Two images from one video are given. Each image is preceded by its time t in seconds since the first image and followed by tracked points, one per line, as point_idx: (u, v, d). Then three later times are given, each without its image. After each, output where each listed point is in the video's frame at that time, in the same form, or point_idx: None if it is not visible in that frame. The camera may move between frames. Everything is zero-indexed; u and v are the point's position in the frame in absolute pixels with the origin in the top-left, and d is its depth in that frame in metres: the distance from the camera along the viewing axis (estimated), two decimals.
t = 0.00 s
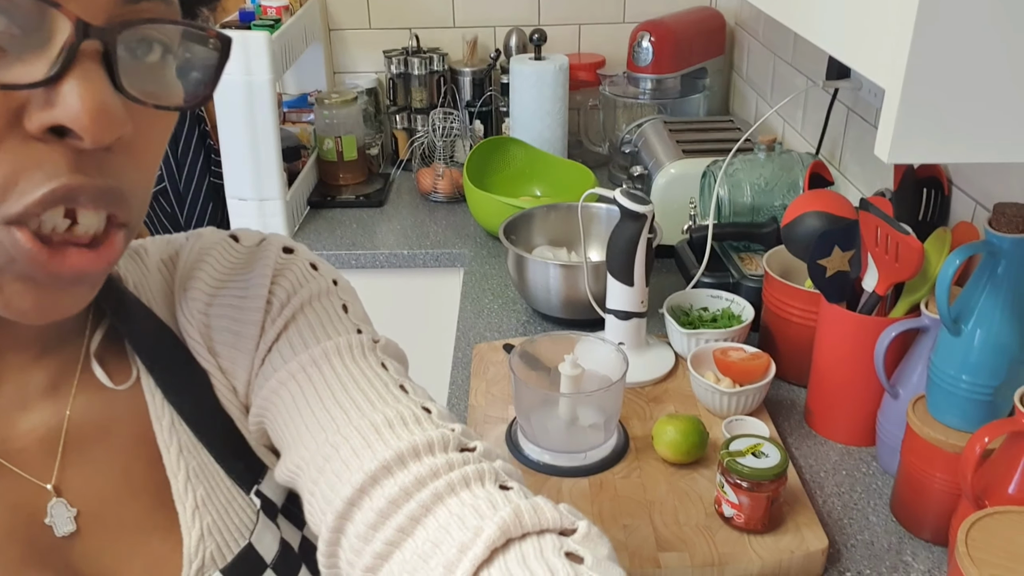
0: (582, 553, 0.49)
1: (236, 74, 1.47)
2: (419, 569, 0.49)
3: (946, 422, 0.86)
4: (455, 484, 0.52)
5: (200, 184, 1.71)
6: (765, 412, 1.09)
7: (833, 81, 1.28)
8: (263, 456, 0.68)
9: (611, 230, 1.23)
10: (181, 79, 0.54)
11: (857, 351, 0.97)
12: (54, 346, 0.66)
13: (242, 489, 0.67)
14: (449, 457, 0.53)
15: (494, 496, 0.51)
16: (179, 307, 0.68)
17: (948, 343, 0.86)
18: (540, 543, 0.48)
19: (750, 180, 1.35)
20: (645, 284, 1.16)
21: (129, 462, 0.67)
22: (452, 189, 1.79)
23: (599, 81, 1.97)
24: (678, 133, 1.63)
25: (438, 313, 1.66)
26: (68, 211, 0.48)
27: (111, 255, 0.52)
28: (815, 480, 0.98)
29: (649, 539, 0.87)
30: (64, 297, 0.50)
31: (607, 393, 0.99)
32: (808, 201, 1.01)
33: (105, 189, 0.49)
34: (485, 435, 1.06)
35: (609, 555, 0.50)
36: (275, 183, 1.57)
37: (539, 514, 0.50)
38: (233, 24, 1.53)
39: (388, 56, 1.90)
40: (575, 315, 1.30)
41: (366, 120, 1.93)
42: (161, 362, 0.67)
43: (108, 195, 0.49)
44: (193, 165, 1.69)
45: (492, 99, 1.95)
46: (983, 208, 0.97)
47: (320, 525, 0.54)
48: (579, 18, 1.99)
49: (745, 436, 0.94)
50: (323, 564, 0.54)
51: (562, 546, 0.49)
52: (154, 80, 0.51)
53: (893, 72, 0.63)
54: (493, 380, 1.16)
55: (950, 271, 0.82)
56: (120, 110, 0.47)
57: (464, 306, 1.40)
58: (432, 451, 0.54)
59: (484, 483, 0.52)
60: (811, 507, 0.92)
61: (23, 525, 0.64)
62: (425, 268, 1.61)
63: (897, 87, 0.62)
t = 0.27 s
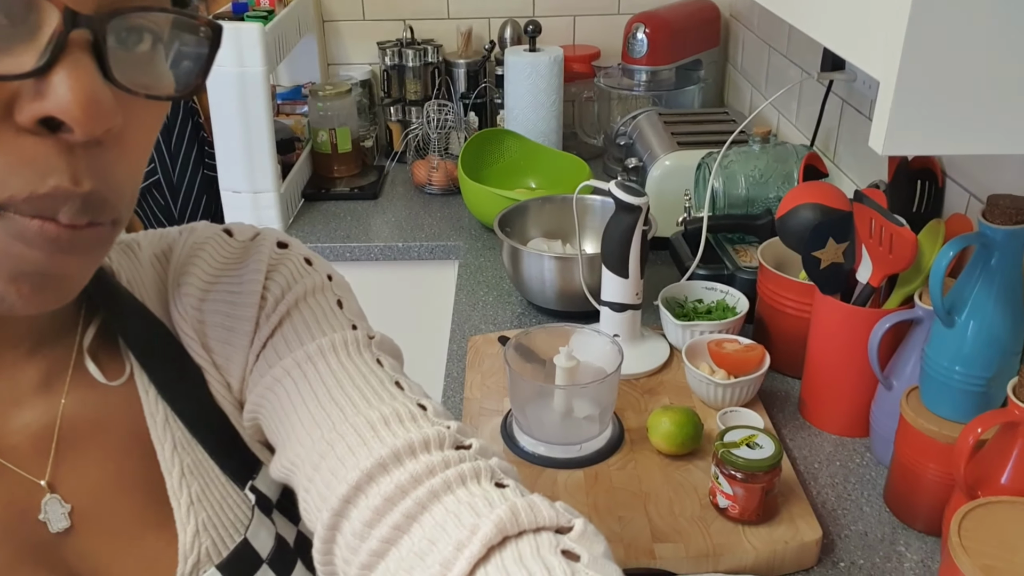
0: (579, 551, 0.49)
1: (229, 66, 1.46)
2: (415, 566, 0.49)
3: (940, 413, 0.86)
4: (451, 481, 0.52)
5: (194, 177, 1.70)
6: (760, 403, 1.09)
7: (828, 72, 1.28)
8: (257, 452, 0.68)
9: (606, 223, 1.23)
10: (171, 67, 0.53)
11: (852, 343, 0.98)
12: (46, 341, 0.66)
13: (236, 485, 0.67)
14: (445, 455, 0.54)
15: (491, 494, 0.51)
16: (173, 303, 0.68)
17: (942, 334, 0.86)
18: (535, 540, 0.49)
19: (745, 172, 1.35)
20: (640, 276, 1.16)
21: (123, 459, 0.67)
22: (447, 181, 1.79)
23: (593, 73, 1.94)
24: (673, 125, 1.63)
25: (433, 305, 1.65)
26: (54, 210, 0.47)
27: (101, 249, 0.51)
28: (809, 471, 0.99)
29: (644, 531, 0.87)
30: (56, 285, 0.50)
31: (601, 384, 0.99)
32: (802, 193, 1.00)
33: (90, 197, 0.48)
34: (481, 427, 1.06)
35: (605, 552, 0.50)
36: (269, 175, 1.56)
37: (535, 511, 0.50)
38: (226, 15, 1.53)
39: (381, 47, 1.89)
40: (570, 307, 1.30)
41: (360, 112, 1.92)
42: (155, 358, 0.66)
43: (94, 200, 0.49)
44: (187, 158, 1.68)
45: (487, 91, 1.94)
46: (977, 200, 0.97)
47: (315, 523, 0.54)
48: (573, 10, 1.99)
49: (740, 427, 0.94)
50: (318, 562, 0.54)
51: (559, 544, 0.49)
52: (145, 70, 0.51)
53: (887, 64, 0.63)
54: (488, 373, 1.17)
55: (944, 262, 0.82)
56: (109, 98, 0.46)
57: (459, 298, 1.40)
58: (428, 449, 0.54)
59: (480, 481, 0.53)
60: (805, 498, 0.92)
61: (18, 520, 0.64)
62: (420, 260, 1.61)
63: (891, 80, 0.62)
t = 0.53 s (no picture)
0: (576, 552, 0.49)
1: (224, 59, 1.45)
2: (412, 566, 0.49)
3: (936, 407, 0.86)
4: (448, 480, 0.52)
5: (189, 170, 1.70)
6: (756, 397, 1.09)
7: (824, 66, 1.28)
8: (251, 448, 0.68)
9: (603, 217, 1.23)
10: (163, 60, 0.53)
11: (849, 337, 0.98)
12: (38, 337, 0.65)
13: (230, 482, 0.66)
14: (441, 453, 0.53)
15: (488, 494, 0.51)
16: (166, 298, 0.68)
17: (938, 328, 0.86)
18: (533, 540, 0.49)
19: (741, 165, 1.35)
20: (636, 270, 1.16)
21: (117, 454, 0.67)
22: (443, 174, 1.78)
23: (589, 67, 1.96)
24: (670, 118, 1.63)
25: (429, 299, 1.65)
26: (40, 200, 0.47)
27: (90, 243, 0.51)
28: (805, 465, 0.99)
29: (640, 525, 0.87)
30: (47, 284, 0.50)
31: (598, 378, 0.99)
32: (797, 186, 1.00)
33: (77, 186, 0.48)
34: (477, 421, 1.06)
35: (602, 553, 0.51)
36: (264, 169, 1.56)
37: (532, 511, 0.50)
38: (221, 8, 1.52)
39: (377, 40, 1.89)
40: (566, 301, 1.30)
41: (355, 106, 1.92)
42: (148, 353, 0.66)
43: (80, 189, 0.48)
44: (182, 151, 1.68)
45: (484, 84, 1.93)
46: (973, 193, 0.97)
47: (310, 521, 0.54)
48: (569, 3, 1.98)
49: (735, 421, 0.94)
50: (313, 561, 0.54)
51: (556, 544, 0.49)
52: (137, 62, 0.50)
53: (885, 57, 0.63)
54: (484, 367, 1.16)
55: (940, 256, 0.82)
56: (102, 91, 0.46)
57: (455, 292, 1.40)
58: (424, 448, 0.54)
59: (477, 480, 0.53)
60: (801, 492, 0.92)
61: (12, 515, 0.63)
62: (416, 254, 1.60)
63: (888, 72, 0.62)
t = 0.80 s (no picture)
0: (573, 551, 0.49)
1: (220, 55, 1.45)
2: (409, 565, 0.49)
3: (932, 404, 0.87)
4: (445, 479, 0.52)
5: (186, 168, 1.70)
6: (753, 394, 1.09)
7: (821, 63, 1.28)
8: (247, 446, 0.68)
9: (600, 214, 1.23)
10: (157, 57, 0.52)
11: (845, 335, 0.98)
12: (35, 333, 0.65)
13: (227, 481, 0.67)
14: (438, 452, 0.53)
15: (484, 492, 0.51)
16: (161, 296, 0.67)
17: (935, 325, 0.86)
18: (530, 538, 0.49)
19: (738, 163, 1.35)
20: (634, 268, 1.16)
21: (112, 452, 0.67)
22: (440, 172, 1.78)
23: (587, 64, 1.95)
24: (667, 116, 1.63)
25: (426, 297, 1.65)
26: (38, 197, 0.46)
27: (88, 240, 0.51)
28: (802, 462, 0.99)
29: (637, 521, 0.88)
30: (42, 283, 0.49)
31: (595, 376, 0.99)
32: (794, 184, 1.00)
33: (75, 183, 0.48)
34: (474, 419, 1.06)
35: (599, 552, 0.51)
36: (261, 166, 1.56)
37: (529, 510, 0.50)
38: (217, 5, 1.52)
39: (374, 37, 1.88)
40: (563, 299, 1.30)
41: (353, 103, 1.92)
42: (144, 351, 0.66)
43: (75, 184, 0.48)
44: (179, 149, 1.68)
45: (480, 82, 1.94)
46: (970, 191, 0.97)
47: (307, 520, 0.54)
48: None
49: (732, 418, 0.94)
50: (309, 560, 0.54)
51: (553, 543, 0.49)
52: (132, 59, 0.50)
53: (881, 55, 0.63)
54: (482, 364, 1.16)
55: (937, 254, 0.82)
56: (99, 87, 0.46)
57: (452, 289, 1.40)
58: (421, 447, 0.54)
59: (473, 479, 0.53)
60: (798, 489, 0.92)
61: (7, 514, 0.64)
62: (413, 252, 1.60)
63: (885, 70, 0.62)
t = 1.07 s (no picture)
0: (570, 553, 0.49)
1: (217, 52, 1.44)
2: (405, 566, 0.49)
3: (929, 402, 0.87)
4: (441, 481, 0.52)
5: (182, 165, 1.69)
6: (750, 392, 1.09)
7: (819, 61, 1.28)
8: (241, 446, 0.68)
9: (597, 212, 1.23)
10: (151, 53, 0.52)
11: (841, 333, 0.98)
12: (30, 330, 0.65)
13: (221, 481, 0.66)
14: (434, 453, 0.53)
15: (481, 494, 0.51)
16: (155, 297, 0.68)
17: (931, 323, 0.87)
18: (527, 541, 0.49)
19: (736, 161, 1.35)
20: (631, 265, 1.16)
21: (107, 450, 0.66)
22: (437, 169, 1.78)
23: (584, 61, 1.95)
24: (664, 113, 1.63)
25: (423, 295, 1.65)
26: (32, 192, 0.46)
27: (82, 235, 0.50)
28: (798, 459, 0.99)
29: (634, 519, 0.88)
30: (34, 281, 0.49)
31: (592, 373, 0.99)
32: (794, 181, 0.99)
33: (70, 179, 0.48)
34: (471, 417, 1.06)
35: (596, 554, 0.51)
36: (258, 163, 1.55)
37: (526, 513, 0.50)
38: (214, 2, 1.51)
39: (371, 35, 1.88)
40: (561, 297, 1.30)
41: (350, 101, 1.91)
42: (139, 350, 0.66)
43: (67, 180, 0.48)
44: (175, 146, 1.67)
45: (477, 79, 1.95)
46: (967, 189, 0.97)
47: (302, 521, 0.54)
48: None
49: (729, 416, 0.94)
50: (305, 561, 0.54)
51: (550, 545, 0.49)
52: (125, 54, 0.49)
53: (879, 53, 0.63)
54: (479, 362, 1.16)
55: (933, 251, 0.82)
56: (91, 83, 0.45)
57: (449, 287, 1.40)
58: (417, 448, 0.54)
59: (469, 480, 0.53)
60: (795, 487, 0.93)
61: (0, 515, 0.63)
62: (410, 250, 1.60)
63: (882, 67, 0.62)
